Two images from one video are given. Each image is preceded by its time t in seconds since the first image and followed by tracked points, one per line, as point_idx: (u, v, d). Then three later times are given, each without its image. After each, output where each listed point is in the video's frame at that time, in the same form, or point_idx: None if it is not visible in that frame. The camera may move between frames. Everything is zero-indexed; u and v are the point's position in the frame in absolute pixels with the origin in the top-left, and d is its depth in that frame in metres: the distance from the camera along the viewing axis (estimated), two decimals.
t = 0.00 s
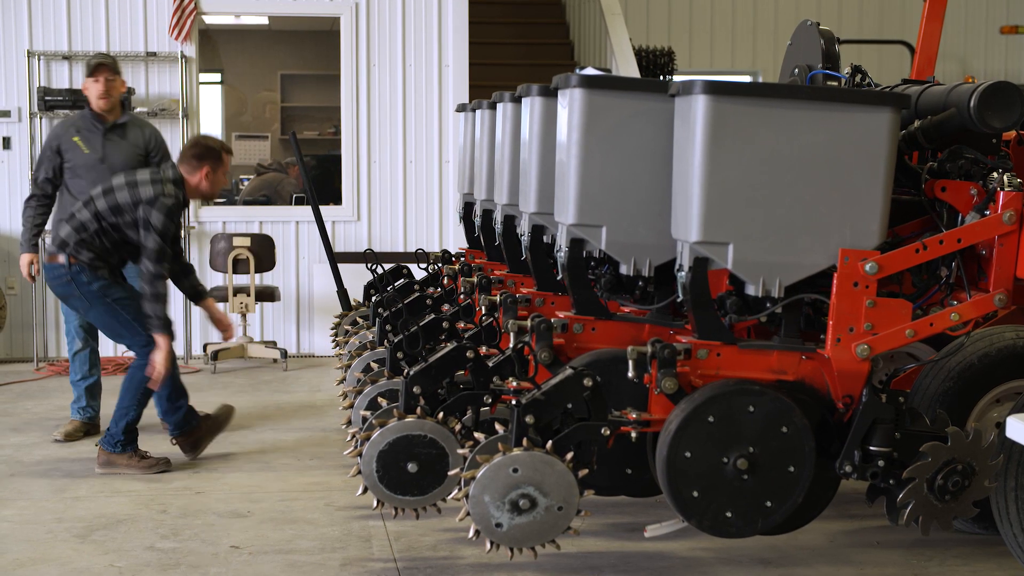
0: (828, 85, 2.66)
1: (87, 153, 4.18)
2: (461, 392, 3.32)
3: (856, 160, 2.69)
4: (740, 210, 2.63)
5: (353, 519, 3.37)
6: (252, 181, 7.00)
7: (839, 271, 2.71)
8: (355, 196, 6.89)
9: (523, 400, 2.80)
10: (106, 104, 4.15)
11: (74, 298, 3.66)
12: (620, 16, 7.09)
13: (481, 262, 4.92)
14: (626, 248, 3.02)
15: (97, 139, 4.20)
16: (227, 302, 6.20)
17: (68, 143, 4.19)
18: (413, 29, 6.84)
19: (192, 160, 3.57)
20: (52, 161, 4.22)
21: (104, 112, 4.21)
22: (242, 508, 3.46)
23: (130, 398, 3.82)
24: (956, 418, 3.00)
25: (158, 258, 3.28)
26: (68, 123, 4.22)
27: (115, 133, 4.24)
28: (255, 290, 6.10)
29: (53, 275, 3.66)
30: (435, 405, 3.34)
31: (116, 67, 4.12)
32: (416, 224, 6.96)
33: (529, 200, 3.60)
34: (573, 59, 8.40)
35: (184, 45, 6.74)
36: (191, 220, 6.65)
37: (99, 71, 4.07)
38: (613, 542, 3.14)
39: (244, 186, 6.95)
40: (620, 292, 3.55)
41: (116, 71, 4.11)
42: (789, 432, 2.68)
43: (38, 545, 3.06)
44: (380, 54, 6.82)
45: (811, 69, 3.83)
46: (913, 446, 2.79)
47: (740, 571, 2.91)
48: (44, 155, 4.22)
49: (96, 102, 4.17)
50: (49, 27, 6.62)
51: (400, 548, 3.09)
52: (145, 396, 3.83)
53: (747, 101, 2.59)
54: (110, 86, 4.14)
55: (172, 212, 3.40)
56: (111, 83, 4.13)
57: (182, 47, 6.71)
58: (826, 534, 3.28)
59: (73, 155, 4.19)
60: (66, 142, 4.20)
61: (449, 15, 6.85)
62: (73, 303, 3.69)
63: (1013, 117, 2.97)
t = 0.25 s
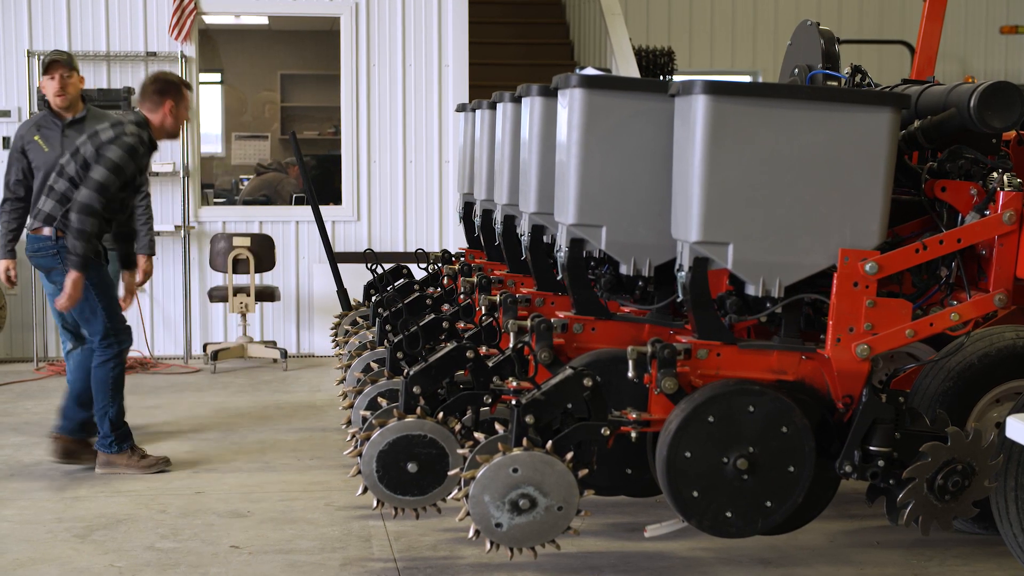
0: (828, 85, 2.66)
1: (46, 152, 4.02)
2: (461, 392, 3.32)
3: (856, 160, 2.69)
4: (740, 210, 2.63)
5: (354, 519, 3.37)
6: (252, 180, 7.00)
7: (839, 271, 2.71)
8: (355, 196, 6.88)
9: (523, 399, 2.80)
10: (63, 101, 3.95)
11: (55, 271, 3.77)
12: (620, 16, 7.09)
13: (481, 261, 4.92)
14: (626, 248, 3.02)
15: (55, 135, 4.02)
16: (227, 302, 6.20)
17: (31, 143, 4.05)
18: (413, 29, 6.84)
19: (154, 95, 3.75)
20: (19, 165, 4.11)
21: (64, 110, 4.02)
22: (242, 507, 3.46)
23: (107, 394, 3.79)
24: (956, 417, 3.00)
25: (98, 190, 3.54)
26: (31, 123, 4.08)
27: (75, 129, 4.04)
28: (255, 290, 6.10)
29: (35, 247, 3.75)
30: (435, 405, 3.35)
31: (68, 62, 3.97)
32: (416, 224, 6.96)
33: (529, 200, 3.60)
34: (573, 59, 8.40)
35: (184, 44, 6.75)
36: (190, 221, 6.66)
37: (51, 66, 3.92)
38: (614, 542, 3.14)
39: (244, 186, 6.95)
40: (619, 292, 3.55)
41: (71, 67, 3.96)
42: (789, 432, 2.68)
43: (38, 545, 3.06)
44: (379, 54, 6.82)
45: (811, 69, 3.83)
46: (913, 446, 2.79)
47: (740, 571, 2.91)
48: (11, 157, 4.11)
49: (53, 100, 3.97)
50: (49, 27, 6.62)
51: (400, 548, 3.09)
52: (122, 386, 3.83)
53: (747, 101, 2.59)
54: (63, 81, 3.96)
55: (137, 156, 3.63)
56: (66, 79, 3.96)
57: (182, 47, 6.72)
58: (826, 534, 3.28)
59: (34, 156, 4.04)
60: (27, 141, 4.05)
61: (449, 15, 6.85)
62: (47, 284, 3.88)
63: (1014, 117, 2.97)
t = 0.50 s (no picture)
0: (828, 85, 2.66)
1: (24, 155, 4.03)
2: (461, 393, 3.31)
3: (857, 159, 2.69)
4: (741, 210, 2.63)
5: (355, 519, 3.37)
6: (251, 181, 6.95)
7: (840, 271, 2.71)
8: (356, 197, 6.89)
9: (524, 399, 2.80)
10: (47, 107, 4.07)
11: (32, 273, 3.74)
12: (621, 15, 7.09)
13: (482, 261, 4.92)
14: (627, 248, 3.02)
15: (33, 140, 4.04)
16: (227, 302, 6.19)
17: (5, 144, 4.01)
18: (414, 29, 6.84)
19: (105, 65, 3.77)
20: None
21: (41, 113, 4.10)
22: (243, 508, 3.46)
23: (102, 394, 3.76)
24: (956, 417, 3.00)
25: (43, 169, 3.53)
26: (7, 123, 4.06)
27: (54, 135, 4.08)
28: (255, 289, 6.10)
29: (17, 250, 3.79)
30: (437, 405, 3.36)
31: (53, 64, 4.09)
32: (417, 224, 6.96)
33: (529, 200, 3.60)
34: (574, 59, 8.40)
35: (185, 45, 6.71)
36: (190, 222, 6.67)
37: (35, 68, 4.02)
38: (615, 542, 3.14)
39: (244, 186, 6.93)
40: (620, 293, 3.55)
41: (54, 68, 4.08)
42: (790, 432, 2.68)
43: (38, 545, 3.06)
44: (380, 54, 6.82)
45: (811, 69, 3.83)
46: (914, 446, 2.79)
47: (741, 571, 2.91)
48: None
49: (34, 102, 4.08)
50: (49, 27, 6.61)
51: (402, 548, 3.09)
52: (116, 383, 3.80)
53: (748, 101, 2.59)
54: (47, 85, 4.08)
55: (85, 133, 3.62)
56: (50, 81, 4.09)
57: (183, 47, 6.70)
58: (826, 534, 3.28)
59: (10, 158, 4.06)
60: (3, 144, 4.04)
61: (450, 15, 6.85)
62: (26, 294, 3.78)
63: (1014, 117, 2.96)
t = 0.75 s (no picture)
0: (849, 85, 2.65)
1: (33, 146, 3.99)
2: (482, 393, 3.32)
3: (879, 160, 2.68)
4: (762, 210, 2.63)
5: (376, 519, 3.38)
6: (271, 182, 6.98)
7: (861, 272, 2.70)
8: (377, 197, 6.90)
9: (546, 399, 2.80)
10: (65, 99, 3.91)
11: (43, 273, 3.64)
12: (641, 16, 7.09)
13: (503, 262, 4.93)
14: (648, 248, 3.02)
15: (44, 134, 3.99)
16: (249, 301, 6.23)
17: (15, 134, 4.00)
18: (434, 29, 6.86)
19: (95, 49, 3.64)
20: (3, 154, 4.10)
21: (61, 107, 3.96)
22: (264, 508, 3.49)
23: (116, 394, 3.61)
24: (980, 419, 2.98)
25: (61, 164, 3.47)
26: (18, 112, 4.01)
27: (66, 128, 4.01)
28: (276, 289, 6.14)
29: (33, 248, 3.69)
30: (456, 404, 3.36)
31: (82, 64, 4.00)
32: (437, 224, 6.97)
33: (551, 200, 3.61)
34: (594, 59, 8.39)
35: (206, 45, 6.78)
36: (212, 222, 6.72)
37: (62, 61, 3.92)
38: (636, 543, 3.14)
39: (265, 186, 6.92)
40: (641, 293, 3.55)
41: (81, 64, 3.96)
42: (811, 433, 2.67)
43: (61, 544, 3.09)
44: (400, 54, 6.84)
45: (832, 69, 3.82)
46: (936, 447, 2.78)
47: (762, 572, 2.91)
48: None
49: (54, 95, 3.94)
50: (71, 29, 6.69)
51: (423, 548, 3.10)
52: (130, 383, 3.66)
53: (769, 101, 2.59)
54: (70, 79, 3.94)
55: (94, 123, 3.56)
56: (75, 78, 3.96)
57: (204, 47, 6.75)
58: (847, 535, 3.27)
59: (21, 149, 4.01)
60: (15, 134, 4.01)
61: (470, 15, 6.85)
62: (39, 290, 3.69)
63: None
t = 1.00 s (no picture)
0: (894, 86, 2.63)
1: (66, 149, 3.98)
2: (526, 394, 3.34)
3: (925, 161, 2.65)
4: (807, 212, 2.62)
5: (419, 520, 3.41)
6: (315, 183, 7.05)
7: (907, 274, 2.66)
8: (421, 199, 6.95)
9: (591, 402, 2.81)
10: (94, 104, 3.93)
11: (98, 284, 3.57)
12: (685, 17, 7.07)
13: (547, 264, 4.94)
14: (692, 249, 3.02)
15: (77, 135, 3.99)
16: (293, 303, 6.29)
17: (47, 139, 4.00)
18: (478, 31, 6.90)
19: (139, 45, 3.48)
20: (31, 160, 4.03)
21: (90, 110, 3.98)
22: (309, 508, 3.53)
23: (144, 412, 3.47)
24: None
25: (129, 169, 3.36)
26: (47, 117, 4.02)
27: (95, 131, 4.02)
28: (320, 290, 6.20)
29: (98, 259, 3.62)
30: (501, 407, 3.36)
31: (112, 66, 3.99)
32: (480, 226, 6.99)
33: (594, 201, 3.61)
34: (638, 61, 8.38)
35: (251, 47, 6.85)
36: (258, 222, 6.78)
37: (91, 64, 3.89)
38: (679, 546, 3.13)
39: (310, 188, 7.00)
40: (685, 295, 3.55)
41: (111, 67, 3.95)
42: (856, 436, 2.65)
43: (108, 543, 3.16)
44: (443, 57, 6.88)
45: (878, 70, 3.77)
46: (984, 451, 2.73)
47: None
48: (24, 152, 4.04)
49: (83, 99, 3.96)
50: (118, 33, 6.83)
51: (466, 549, 3.13)
52: (155, 400, 3.50)
53: (815, 103, 2.58)
54: (100, 82, 3.95)
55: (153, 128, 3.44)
56: (105, 81, 3.96)
57: (249, 50, 6.83)
58: (894, 539, 3.23)
59: (53, 152, 3.99)
60: (45, 138, 4.00)
61: (513, 17, 6.89)
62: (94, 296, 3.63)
63: None
